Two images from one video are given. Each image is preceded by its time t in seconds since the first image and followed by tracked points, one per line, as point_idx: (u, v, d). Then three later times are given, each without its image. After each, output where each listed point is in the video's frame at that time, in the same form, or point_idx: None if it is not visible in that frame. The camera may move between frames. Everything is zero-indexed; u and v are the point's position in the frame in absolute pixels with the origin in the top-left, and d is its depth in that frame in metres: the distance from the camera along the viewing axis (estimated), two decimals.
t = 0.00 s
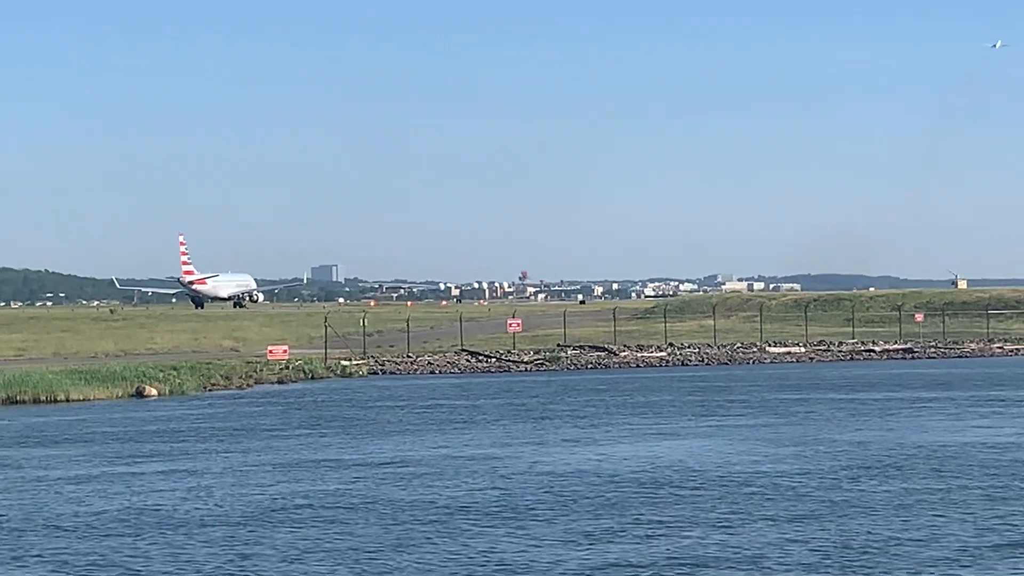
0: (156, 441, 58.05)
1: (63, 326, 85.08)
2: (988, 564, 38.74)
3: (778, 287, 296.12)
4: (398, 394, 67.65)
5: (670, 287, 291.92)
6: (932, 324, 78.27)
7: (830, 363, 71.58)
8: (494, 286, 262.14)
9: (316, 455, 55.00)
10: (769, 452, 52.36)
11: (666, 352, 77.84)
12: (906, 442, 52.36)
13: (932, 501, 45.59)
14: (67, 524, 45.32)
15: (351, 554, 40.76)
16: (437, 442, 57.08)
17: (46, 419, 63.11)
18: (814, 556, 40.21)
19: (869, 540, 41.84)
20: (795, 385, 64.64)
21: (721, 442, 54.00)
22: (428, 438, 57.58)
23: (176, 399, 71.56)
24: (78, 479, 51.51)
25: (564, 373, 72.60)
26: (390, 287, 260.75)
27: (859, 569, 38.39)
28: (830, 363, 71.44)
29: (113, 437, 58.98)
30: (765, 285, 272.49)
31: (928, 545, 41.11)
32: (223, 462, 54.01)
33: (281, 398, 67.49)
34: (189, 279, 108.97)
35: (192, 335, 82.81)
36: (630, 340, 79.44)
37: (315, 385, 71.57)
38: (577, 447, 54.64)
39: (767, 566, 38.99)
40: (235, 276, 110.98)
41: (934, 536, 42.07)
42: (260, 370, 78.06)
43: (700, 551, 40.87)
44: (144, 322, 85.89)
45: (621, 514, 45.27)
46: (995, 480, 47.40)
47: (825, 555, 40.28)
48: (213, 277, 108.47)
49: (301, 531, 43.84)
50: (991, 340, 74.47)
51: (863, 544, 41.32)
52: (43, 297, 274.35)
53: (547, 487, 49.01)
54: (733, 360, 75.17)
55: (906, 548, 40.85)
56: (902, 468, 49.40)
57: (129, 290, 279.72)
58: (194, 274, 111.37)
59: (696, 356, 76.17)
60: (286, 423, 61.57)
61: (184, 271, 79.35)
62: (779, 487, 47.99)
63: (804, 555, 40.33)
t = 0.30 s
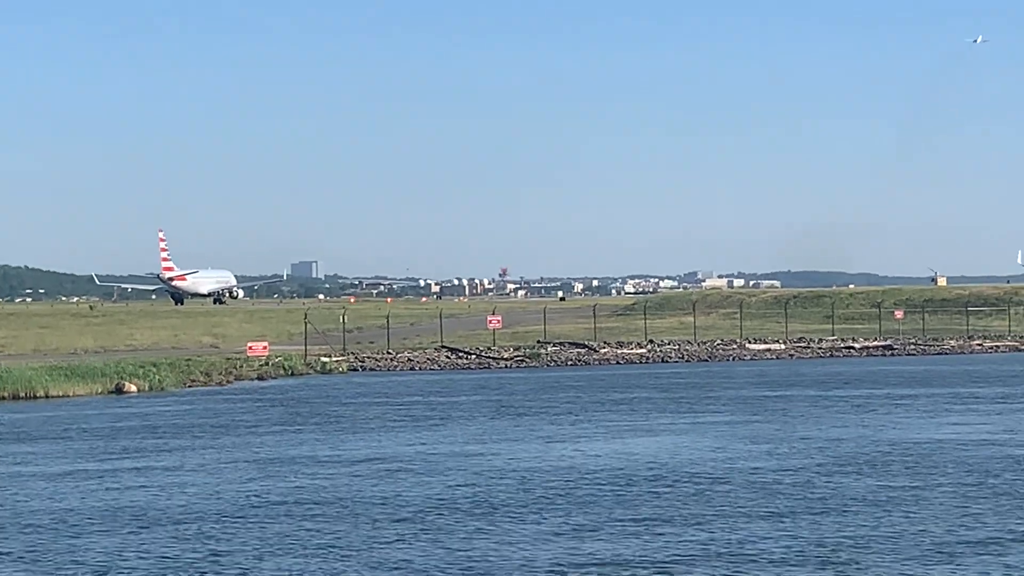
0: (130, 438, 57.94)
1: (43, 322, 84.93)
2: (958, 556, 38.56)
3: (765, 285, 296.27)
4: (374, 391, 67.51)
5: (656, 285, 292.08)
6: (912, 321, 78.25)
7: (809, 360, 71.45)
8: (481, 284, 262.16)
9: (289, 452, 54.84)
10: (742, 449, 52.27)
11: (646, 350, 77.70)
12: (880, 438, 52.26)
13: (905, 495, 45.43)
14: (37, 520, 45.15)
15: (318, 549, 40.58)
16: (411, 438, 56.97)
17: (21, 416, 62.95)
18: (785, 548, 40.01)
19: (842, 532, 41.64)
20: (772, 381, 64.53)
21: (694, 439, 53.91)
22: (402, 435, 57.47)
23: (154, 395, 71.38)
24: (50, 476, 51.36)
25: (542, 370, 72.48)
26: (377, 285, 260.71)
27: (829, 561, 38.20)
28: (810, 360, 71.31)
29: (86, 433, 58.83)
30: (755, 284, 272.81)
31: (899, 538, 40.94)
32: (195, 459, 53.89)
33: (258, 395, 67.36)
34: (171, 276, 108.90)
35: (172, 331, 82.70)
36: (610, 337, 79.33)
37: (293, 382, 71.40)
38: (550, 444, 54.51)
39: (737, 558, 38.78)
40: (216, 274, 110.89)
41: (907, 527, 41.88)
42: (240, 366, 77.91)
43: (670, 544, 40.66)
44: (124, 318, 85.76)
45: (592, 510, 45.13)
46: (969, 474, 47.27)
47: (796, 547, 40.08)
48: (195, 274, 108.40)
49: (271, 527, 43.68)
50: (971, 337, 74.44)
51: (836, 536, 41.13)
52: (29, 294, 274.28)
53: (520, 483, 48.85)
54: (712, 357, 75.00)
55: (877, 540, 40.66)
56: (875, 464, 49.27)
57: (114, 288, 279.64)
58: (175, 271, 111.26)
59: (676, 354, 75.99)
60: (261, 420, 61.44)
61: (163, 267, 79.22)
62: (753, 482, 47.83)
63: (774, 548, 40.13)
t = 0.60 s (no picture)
0: (91, 436, 57.94)
1: None
2: (921, 554, 38.88)
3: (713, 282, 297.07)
4: (334, 390, 67.62)
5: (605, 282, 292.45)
6: (869, 320, 78.80)
7: (765, 360, 71.88)
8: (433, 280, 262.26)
9: (252, 450, 54.90)
10: (701, 447, 52.60)
11: (604, 348, 78.02)
12: (840, 438, 52.68)
13: (866, 496, 45.79)
14: None
15: (282, 548, 40.73)
16: (373, 437, 57.13)
17: None
18: (749, 547, 40.29)
19: (804, 529, 41.93)
20: (730, 380, 64.93)
21: (654, 436, 54.23)
22: (364, 433, 57.62)
23: (111, 393, 71.32)
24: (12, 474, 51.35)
25: (501, 369, 72.69)
26: (325, 281, 260.17)
27: (792, 560, 38.47)
28: (766, 360, 71.74)
29: (47, 431, 58.79)
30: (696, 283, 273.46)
31: (860, 535, 41.30)
32: (156, 457, 53.94)
33: (218, 393, 67.40)
34: (127, 272, 108.72)
35: (130, 329, 82.59)
36: (568, 335, 79.63)
37: (251, 381, 71.43)
38: (515, 441, 54.72)
39: (701, 557, 39.01)
40: (172, 270, 110.77)
41: (869, 526, 42.21)
42: (199, 364, 77.87)
43: (635, 543, 40.89)
44: (81, 316, 85.61)
45: (553, 509, 45.39)
46: (928, 476, 47.69)
47: (761, 546, 40.36)
48: (151, 270, 108.26)
49: (233, 526, 43.79)
50: (926, 336, 75.01)
51: (799, 534, 41.40)
52: None
53: (484, 482, 49.03)
54: (670, 356, 75.39)
55: (841, 538, 40.98)
56: (836, 463, 49.67)
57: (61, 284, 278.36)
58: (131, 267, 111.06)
59: (634, 353, 76.33)
60: (221, 419, 61.49)
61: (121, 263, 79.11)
62: (715, 483, 48.15)
63: (737, 546, 40.45)
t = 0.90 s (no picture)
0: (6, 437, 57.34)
1: None
2: (833, 546, 38.62)
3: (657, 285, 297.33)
4: (259, 390, 67.17)
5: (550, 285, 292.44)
6: (798, 322, 78.83)
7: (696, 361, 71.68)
8: (377, 282, 261.84)
9: (168, 452, 54.40)
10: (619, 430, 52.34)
11: (535, 349, 77.77)
12: (761, 418, 52.45)
13: (785, 470, 45.50)
14: None
15: (192, 550, 40.25)
16: (292, 437, 56.71)
17: None
18: (661, 531, 39.94)
19: (719, 513, 41.61)
20: (655, 381, 64.75)
21: (573, 426, 53.96)
22: (283, 433, 57.19)
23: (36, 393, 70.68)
24: None
25: (430, 370, 72.34)
26: (268, 285, 259.38)
27: (703, 551, 38.16)
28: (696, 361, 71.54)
29: None
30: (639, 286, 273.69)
31: (774, 519, 41.06)
32: (73, 459, 53.39)
33: (141, 394, 66.86)
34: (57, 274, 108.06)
35: (57, 329, 81.96)
36: (499, 337, 79.37)
37: (179, 381, 70.88)
38: (433, 436, 54.37)
39: (612, 547, 38.65)
40: (103, 273, 110.16)
41: (784, 508, 41.90)
42: (127, 365, 77.29)
43: (547, 530, 40.52)
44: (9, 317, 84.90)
45: (468, 494, 45.04)
46: (848, 450, 47.44)
47: (674, 531, 40.02)
48: (81, 272, 107.65)
49: (145, 528, 43.28)
50: (855, 337, 75.08)
51: (713, 517, 41.09)
52: None
53: (400, 473, 48.64)
54: (601, 358, 75.18)
55: (755, 522, 40.66)
56: (752, 440, 49.46)
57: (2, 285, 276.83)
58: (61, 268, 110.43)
59: (565, 355, 76.07)
60: (142, 420, 60.98)
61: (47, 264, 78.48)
62: (634, 459, 47.80)
63: (649, 530, 40.16)
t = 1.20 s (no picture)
0: None
1: None
2: (739, 550, 38.66)
3: (574, 290, 297.98)
4: (169, 396, 66.70)
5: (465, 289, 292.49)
6: (711, 327, 79.10)
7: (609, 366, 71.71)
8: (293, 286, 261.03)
9: (75, 459, 53.89)
10: (530, 434, 52.23)
11: (449, 355, 77.63)
12: (671, 422, 52.52)
13: (694, 474, 45.52)
14: None
15: (95, 557, 39.85)
16: (201, 442, 56.32)
17: None
18: (570, 537, 39.85)
19: (627, 517, 41.57)
20: (567, 386, 64.74)
21: (483, 429, 53.85)
22: (192, 439, 56.78)
23: None
24: None
25: (342, 376, 72.00)
26: (184, 290, 257.97)
27: (611, 556, 38.09)
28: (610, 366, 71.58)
29: None
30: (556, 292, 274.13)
31: (682, 523, 41.03)
32: None
33: (50, 401, 66.27)
34: None
35: None
36: (412, 342, 79.21)
37: (88, 387, 70.25)
38: (342, 440, 54.12)
39: (521, 552, 38.52)
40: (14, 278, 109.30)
41: (693, 513, 41.91)
42: (36, 370, 76.60)
43: (455, 535, 40.33)
44: None
45: (376, 498, 44.76)
46: (756, 455, 47.54)
47: (582, 536, 39.93)
48: None
49: (49, 535, 42.82)
50: (767, 343, 75.39)
51: (620, 522, 41.06)
52: None
53: (308, 478, 48.37)
54: (513, 364, 75.14)
55: (664, 527, 40.65)
56: (662, 443, 49.45)
57: None
58: None
59: (478, 360, 75.96)
60: (49, 426, 60.40)
61: None
62: (543, 462, 47.73)
63: (557, 535, 40.06)
